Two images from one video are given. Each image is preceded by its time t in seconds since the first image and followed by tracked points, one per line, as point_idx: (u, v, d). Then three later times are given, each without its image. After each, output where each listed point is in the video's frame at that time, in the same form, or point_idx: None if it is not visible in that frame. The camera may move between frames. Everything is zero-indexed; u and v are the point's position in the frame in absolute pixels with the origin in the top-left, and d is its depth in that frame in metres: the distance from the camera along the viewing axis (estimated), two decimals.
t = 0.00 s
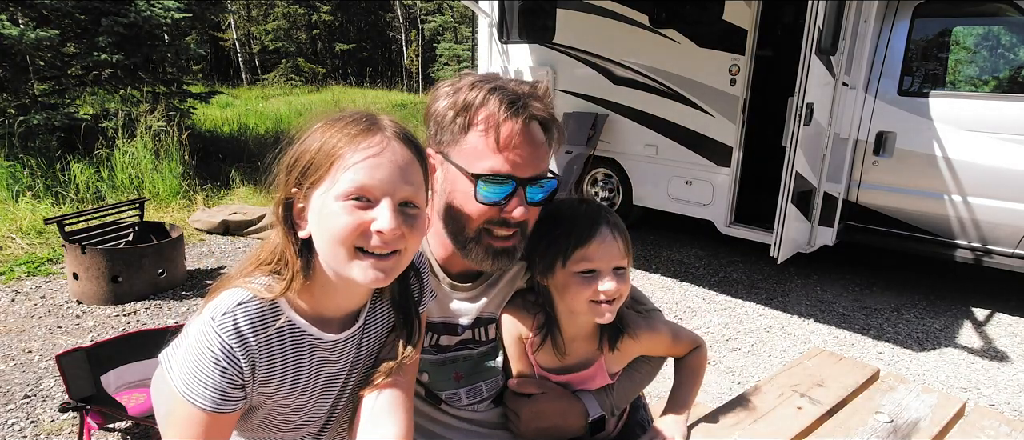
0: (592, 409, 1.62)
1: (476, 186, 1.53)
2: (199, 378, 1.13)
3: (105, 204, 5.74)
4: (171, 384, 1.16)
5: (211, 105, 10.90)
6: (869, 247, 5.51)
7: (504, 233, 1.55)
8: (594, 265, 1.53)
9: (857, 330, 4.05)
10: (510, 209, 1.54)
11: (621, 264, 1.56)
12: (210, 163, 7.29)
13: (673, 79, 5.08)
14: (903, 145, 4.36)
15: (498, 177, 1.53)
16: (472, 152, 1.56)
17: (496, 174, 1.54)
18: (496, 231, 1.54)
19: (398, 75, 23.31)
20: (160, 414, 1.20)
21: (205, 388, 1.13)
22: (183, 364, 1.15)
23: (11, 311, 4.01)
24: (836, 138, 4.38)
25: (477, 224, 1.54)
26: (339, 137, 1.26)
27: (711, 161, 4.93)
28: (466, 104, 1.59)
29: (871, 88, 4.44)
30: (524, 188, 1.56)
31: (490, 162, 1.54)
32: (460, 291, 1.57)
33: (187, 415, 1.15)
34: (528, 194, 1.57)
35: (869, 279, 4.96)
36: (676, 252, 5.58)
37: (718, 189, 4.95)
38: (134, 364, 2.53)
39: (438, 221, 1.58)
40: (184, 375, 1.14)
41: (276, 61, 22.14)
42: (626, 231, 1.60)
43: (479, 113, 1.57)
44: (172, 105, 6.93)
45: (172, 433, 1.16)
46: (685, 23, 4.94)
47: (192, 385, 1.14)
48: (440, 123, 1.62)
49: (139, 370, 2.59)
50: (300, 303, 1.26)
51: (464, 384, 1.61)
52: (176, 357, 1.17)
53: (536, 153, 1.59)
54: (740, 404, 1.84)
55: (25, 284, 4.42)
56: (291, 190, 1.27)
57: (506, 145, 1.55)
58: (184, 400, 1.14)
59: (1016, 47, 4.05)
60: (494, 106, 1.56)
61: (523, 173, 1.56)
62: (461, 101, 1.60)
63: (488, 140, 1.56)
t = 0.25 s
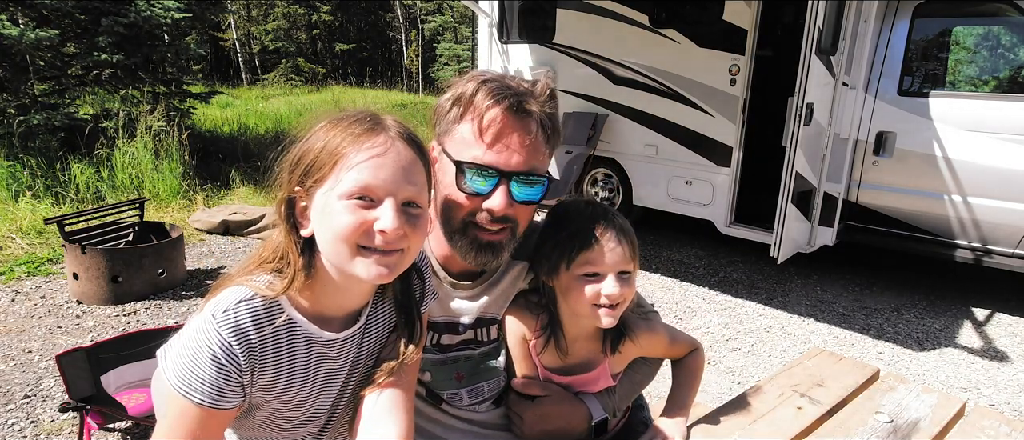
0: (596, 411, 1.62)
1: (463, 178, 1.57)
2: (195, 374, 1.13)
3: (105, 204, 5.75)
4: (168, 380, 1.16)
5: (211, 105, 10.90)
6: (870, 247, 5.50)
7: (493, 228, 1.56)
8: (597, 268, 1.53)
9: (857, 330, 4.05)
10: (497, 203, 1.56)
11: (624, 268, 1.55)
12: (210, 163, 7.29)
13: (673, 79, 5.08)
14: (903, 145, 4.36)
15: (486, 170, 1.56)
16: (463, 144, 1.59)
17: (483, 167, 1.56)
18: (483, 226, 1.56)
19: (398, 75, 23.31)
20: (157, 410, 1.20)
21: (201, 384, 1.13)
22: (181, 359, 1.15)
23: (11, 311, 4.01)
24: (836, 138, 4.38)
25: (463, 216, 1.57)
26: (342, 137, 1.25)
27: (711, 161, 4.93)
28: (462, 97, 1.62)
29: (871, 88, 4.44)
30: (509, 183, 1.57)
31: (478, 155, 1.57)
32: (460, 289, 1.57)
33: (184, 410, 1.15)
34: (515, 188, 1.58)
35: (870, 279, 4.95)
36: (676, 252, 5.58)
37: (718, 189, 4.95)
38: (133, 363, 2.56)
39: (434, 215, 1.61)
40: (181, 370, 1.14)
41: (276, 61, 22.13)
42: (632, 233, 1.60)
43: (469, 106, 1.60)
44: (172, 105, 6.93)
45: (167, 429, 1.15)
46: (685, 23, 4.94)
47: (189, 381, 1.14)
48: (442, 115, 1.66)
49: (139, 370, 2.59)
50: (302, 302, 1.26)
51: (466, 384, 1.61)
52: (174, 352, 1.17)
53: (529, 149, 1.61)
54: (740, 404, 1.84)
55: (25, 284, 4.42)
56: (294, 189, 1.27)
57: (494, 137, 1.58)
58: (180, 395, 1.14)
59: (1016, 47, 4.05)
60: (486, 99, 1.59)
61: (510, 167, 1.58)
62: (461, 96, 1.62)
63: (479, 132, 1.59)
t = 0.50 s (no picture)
0: (599, 411, 1.62)
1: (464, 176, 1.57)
2: (195, 370, 1.14)
3: (105, 204, 5.75)
4: (170, 376, 1.16)
5: (211, 104, 10.90)
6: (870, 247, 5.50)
7: (494, 227, 1.56)
8: (597, 267, 1.53)
9: (857, 330, 4.05)
10: (498, 201, 1.56)
11: (625, 267, 1.55)
12: (210, 163, 7.29)
13: (673, 79, 5.08)
14: (903, 145, 4.36)
15: (487, 168, 1.56)
16: (464, 141, 1.60)
17: (485, 164, 1.57)
18: (484, 224, 1.55)
19: (398, 75, 23.32)
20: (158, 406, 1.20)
21: (201, 380, 1.14)
22: (182, 355, 1.16)
23: (11, 311, 4.01)
24: (836, 138, 4.38)
25: (464, 214, 1.57)
26: (344, 136, 1.26)
27: (711, 162, 4.93)
28: (464, 94, 1.63)
29: (871, 88, 4.44)
30: (511, 181, 1.57)
31: (479, 152, 1.58)
32: (461, 288, 1.56)
33: (183, 406, 1.15)
34: (516, 187, 1.58)
35: (870, 279, 4.95)
36: (676, 252, 5.58)
37: (718, 189, 4.95)
38: (134, 363, 2.58)
39: (435, 213, 1.61)
40: (182, 366, 1.15)
41: (276, 61, 22.14)
42: (633, 232, 1.61)
43: (470, 103, 1.61)
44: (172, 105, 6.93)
45: (169, 427, 1.15)
46: (685, 23, 4.94)
47: (189, 377, 1.14)
48: (444, 114, 1.68)
49: (139, 370, 2.59)
50: (303, 301, 1.26)
51: (468, 384, 1.60)
52: (175, 348, 1.18)
53: (530, 147, 1.61)
54: (740, 404, 1.84)
55: (25, 284, 4.42)
56: (296, 188, 1.27)
57: (496, 135, 1.58)
58: (180, 391, 1.15)
59: (1016, 47, 4.05)
60: (488, 97, 1.60)
61: (512, 165, 1.58)
62: (463, 94, 1.63)
63: (480, 130, 1.59)
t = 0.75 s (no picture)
0: (601, 413, 1.61)
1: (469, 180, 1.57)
2: (200, 368, 1.14)
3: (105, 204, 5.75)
4: (173, 376, 1.16)
5: (211, 104, 10.91)
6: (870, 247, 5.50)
7: (499, 231, 1.56)
8: (600, 270, 1.54)
9: (857, 330, 4.05)
10: (503, 206, 1.56)
11: (627, 270, 1.57)
12: (210, 163, 7.29)
13: (673, 79, 5.08)
14: (903, 145, 4.36)
15: (492, 173, 1.57)
16: (470, 146, 1.60)
17: (490, 169, 1.57)
18: (489, 228, 1.56)
19: (398, 75, 23.33)
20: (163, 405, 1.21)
21: (205, 379, 1.14)
22: (186, 354, 1.16)
23: (11, 311, 4.01)
24: (837, 138, 4.38)
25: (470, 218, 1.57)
26: (349, 137, 1.25)
27: (712, 162, 4.93)
28: (470, 99, 1.62)
29: (871, 88, 4.44)
30: (516, 185, 1.58)
31: (485, 156, 1.58)
32: (465, 289, 1.56)
33: (187, 405, 1.15)
34: (521, 191, 1.58)
35: (870, 279, 4.95)
36: (676, 252, 5.59)
37: (718, 189, 4.95)
38: (134, 363, 2.58)
39: (440, 215, 1.60)
40: (186, 365, 1.15)
41: (276, 61, 22.14)
42: (636, 235, 1.61)
43: (476, 107, 1.60)
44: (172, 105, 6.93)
45: (172, 427, 1.15)
46: (685, 23, 4.94)
47: (193, 375, 1.14)
48: (448, 117, 1.67)
49: (139, 370, 2.59)
50: (307, 301, 1.26)
51: (470, 385, 1.59)
52: (180, 347, 1.18)
53: (537, 152, 1.61)
54: (740, 404, 1.84)
55: (25, 284, 4.42)
56: (300, 189, 1.27)
57: (503, 141, 1.58)
58: (185, 390, 1.15)
59: (1016, 47, 4.05)
60: (494, 102, 1.59)
61: (517, 170, 1.58)
62: (469, 97, 1.63)
63: (485, 134, 1.59)
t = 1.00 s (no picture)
0: (600, 411, 1.61)
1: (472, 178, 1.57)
2: (196, 369, 1.14)
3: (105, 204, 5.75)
4: (172, 376, 1.16)
5: (210, 104, 10.91)
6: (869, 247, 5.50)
7: (501, 229, 1.56)
8: (598, 271, 1.54)
9: (857, 330, 4.05)
10: (505, 205, 1.56)
11: (626, 270, 1.56)
12: (210, 163, 7.29)
13: (673, 79, 5.08)
14: (903, 145, 4.36)
15: (495, 171, 1.56)
16: (473, 144, 1.59)
17: (492, 167, 1.57)
18: (491, 226, 1.55)
19: (398, 75, 23.34)
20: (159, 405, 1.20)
21: (202, 379, 1.14)
22: (182, 354, 1.16)
23: (11, 311, 4.01)
24: (837, 138, 4.38)
25: (472, 216, 1.56)
26: (347, 141, 1.25)
27: (712, 162, 4.93)
28: (473, 98, 1.61)
29: (871, 88, 4.44)
30: (518, 184, 1.58)
31: (488, 155, 1.57)
32: (465, 288, 1.56)
33: (184, 405, 1.15)
34: (523, 189, 1.58)
35: (870, 279, 4.95)
36: (676, 252, 5.59)
37: (718, 189, 4.94)
38: (134, 363, 2.57)
39: (442, 214, 1.60)
40: (182, 366, 1.15)
41: (276, 61, 22.14)
42: (636, 235, 1.61)
43: (480, 107, 1.60)
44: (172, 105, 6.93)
45: (170, 427, 1.16)
46: (685, 23, 4.94)
47: (189, 376, 1.14)
48: (451, 116, 1.67)
49: (139, 370, 2.59)
50: (303, 301, 1.26)
51: (470, 381, 1.60)
52: (176, 348, 1.18)
53: (539, 151, 1.61)
54: (740, 404, 1.85)
55: (25, 284, 4.42)
56: (298, 190, 1.27)
57: (506, 140, 1.58)
58: (181, 391, 1.15)
59: (1016, 47, 4.06)
60: (498, 101, 1.59)
61: (519, 168, 1.58)
62: (472, 96, 1.62)
63: (489, 133, 1.58)
